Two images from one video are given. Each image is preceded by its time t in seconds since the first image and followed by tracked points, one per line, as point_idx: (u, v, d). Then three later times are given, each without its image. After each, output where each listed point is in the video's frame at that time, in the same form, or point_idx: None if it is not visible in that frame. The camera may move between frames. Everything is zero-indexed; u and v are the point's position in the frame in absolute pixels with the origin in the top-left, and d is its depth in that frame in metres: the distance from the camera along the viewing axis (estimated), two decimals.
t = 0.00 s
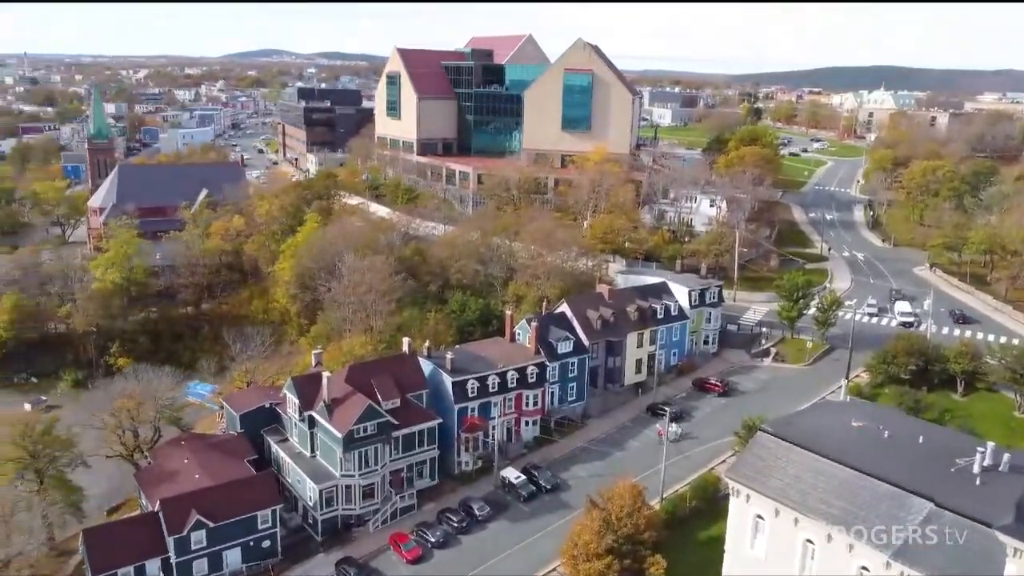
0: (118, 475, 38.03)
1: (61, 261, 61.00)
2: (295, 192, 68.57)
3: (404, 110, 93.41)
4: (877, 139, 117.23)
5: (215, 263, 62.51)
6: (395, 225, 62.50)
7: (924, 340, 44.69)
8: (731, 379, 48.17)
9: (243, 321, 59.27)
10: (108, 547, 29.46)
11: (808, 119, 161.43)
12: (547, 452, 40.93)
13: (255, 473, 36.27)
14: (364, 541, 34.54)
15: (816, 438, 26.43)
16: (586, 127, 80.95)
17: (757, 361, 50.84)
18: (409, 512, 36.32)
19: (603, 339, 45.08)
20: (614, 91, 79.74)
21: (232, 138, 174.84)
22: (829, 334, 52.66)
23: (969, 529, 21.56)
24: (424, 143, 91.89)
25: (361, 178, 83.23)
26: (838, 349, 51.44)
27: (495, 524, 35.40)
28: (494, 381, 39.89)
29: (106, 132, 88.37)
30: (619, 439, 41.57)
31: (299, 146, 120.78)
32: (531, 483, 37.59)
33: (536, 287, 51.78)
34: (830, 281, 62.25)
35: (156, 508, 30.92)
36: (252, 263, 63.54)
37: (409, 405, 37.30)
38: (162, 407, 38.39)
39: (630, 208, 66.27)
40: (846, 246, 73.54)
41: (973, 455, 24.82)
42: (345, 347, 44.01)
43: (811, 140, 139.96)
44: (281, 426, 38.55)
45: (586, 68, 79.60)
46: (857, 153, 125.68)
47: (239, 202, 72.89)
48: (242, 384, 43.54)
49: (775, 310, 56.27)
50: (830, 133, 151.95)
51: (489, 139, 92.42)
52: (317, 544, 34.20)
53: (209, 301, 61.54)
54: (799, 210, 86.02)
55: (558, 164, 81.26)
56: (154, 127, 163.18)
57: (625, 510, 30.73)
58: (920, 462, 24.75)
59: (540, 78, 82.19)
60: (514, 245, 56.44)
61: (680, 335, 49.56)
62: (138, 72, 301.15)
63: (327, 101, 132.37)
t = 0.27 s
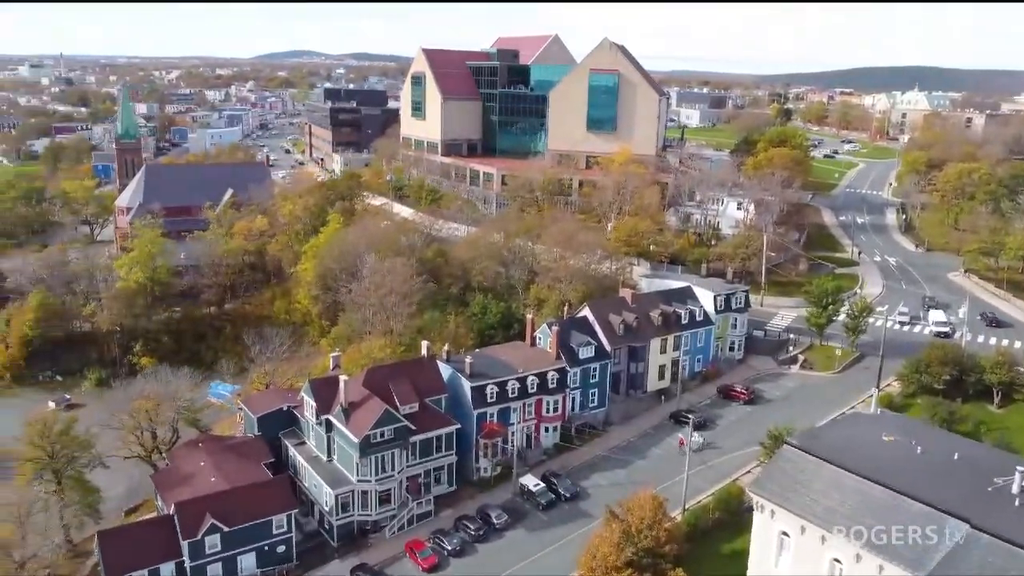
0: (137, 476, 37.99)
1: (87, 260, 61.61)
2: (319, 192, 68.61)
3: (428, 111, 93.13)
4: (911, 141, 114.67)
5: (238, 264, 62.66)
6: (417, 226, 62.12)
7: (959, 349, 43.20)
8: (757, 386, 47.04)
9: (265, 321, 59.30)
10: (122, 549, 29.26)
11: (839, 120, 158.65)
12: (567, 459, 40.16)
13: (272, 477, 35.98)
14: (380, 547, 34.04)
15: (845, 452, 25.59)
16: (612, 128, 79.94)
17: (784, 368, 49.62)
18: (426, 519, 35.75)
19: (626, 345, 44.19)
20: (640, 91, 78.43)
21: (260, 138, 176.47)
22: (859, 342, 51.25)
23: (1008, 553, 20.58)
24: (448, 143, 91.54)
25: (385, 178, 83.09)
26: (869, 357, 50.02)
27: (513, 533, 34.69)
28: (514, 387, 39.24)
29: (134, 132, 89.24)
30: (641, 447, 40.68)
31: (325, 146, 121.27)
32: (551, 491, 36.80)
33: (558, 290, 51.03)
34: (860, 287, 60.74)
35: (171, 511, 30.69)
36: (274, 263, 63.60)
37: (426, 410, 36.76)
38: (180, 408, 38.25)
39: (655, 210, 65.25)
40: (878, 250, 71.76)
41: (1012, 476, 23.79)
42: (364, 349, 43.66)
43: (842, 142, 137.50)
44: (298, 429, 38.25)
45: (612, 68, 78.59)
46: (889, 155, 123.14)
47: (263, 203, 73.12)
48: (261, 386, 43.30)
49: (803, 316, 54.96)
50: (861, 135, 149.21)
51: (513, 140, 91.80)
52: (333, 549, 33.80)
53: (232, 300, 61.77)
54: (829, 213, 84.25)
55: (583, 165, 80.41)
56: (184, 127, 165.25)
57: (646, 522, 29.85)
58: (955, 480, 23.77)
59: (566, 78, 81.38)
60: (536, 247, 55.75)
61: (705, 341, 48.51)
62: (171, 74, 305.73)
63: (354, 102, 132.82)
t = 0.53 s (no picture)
0: (156, 477, 38.01)
1: (113, 259, 62.17)
2: (342, 192, 68.55)
3: (453, 111, 92.86)
4: (946, 143, 111.94)
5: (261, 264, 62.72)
6: (439, 227, 61.73)
7: (996, 359, 41.66)
8: (783, 395, 45.88)
9: (287, 322, 59.28)
10: (136, 553, 28.84)
11: (871, 122, 155.66)
12: (587, 466, 39.40)
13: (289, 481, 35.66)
14: (396, 554, 33.57)
15: (878, 472, 25.00)
16: (638, 129, 78.89)
17: (812, 376, 48.39)
18: (443, 526, 35.19)
19: (648, 351, 43.30)
20: (667, 91, 77.30)
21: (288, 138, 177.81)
22: (890, 350, 49.83)
23: None
24: (472, 144, 91.10)
25: (409, 179, 82.86)
26: (900, 366, 48.61)
27: (531, 542, 33.96)
28: (534, 393, 38.58)
29: (162, 132, 90.03)
30: (664, 455, 39.78)
31: (350, 146, 121.56)
32: (570, 500, 36.02)
33: (580, 294, 50.25)
34: (892, 292, 59.16)
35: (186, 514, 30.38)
36: (297, 264, 63.60)
37: (444, 415, 36.23)
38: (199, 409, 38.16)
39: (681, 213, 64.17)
40: (911, 255, 69.94)
41: None
42: (383, 352, 43.30)
43: (875, 143, 134.83)
44: (315, 432, 37.94)
45: (639, 69, 77.57)
46: (923, 157, 120.35)
47: (287, 203, 73.30)
48: (279, 388, 43.21)
49: (832, 323, 53.61)
50: (894, 136, 146.28)
51: (538, 140, 91.08)
52: (349, 555, 33.39)
53: (255, 300, 61.86)
54: (860, 217, 82.41)
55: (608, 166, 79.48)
56: (213, 127, 167.03)
57: (666, 535, 29.03)
58: (991, 501, 23.60)
59: (591, 79, 80.56)
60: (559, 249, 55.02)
61: (731, 347, 47.46)
62: (203, 77, 310.27)
63: (380, 102, 133.11)
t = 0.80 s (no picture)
0: (174, 479, 37.95)
1: (139, 259, 62.65)
2: (366, 192, 68.38)
3: (477, 112, 92.37)
4: (982, 145, 109.06)
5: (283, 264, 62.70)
6: (462, 229, 61.27)
7: None
8: (811, 403, 44.70)
9: (308, 322, 59.25)
10: (150, 556, 28.50)
11: (904, 123, 152.53)
12: (608, 474, 38.58)
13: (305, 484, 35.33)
14: (412, 561, 33.07)
15: (910, 489, 24.45)
16: (664, 130, 77.83)
17: (841, 385, 47.12)
18: (460, 533, 34.61)
19: (672, 357, 42.36)
20: (694, 93, 76.25)
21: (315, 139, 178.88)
22: (923, 358, 48.36)
23: None
24: (497, 145, 90.60)
25: (432, 180, 82.59)
26: (933, 375, 47.18)
27: (549, 551, 33.17)
28: (554, 399, 37.90)
29: (188, 132, 90.68)
30: (686, 464, 38.85)
31: (376, 147, 121.83)
32: (589, 508, 35.19)
33: (603, 298, 49.43)
34: (925, 299, 57.57)
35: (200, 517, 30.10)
36: (319, 264, 63.56)
37: (462, 420, 35.65)
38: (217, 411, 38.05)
39: (708, 216, 63.04)
40: (944, 260, 68.06)
41: None
42: (402, 355, 42.95)
43: (908, 145, 131.99)
44: (333, 435, 37.61)
45: (665, 70, 76.54)
46: (958, 159, 117.47)
47: (310, 204, 73.41)
48: (296, 392, 43.30)
49: (862, 329, 52.19)
50: (928, 139, 143.15)
51: (563, 142, 90.28)
52: (364, 561, 32.97)
53: (277, 301, 61.93)
54: (892, 220, 80.51)
55: (633, 168, 78.49)
56: (242, 128, 168.60)
57: (687, 548, 28.14)
58: None
59: (617, 79, 79.62)
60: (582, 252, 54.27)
61: (757, 354, 46.36)
62: (234, 79, 314.54)
63: (406, 103, 133.11)
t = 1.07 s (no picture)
0: (191, 480, 37.83)
1: (164, 259, 63.04)
2: (389, 192, 68.13)
3: (502, 113, 91.80)
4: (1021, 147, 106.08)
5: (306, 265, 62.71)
6: (484, 230, 60.76)
7: None
8: (839, 413, 43.47)
9: (331, 323, 59.22)
10: (165, 559, 27.94)
11: (939, 125, 149.20)
12: (629, 482, 37.78)
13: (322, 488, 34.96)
14: (428, 569, 32.56)
15: (940, 507, 24.01)
16: (691, 131, 76.68)
17: (871, 395, 45.81)
18: (477, 540, 34.03)
19: (696, 363, 41.42)
20: (722, 94, 74.99)
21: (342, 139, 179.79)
22: (957, 368, 46.87)
23: None
24: (521, 146, 90.04)
25: (456, 181, 82.26)
26: (967, 385, 45.70)
27: (567, 561, 32.43)
28: (574, 405, 37.20)
29: (215, 132, 91.29)
30: (710, 474, 37.93)
31: (401, 148, 121.89)
32: (609, 518, 34.41)
33: (626, 302, 48.62)
34: (960, 306, 55.91)
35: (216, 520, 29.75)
36: (342, 265, 63.47)
37: (481, 425, 35.05)
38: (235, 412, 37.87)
39: (735, 219, 61.89)
40: (980, 266, 66.16)
41: None
42: (421, 358, 42.56)
43: (943, 147, 128.99)
44: (351, 439, 37.26)
45: (693, 70, 75.38)
46: (995, 162, 114.50)
47: (334, 204, 73.43)
48: (315, 395, 43.21)
49: (893, 337, 50.82)
50: (963, 141, 139.85)
51: (588, 143, 89.43)
52: (380, 567, 32.56)
53: (300, 301, 61.95)
54: (926, 224, 78.55)
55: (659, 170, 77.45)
56: (269, 128, 170.03)
57: (709, 562, 27.26)
58: None
59: (644, 80, 78.62)
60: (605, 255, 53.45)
61: (784, 361, 45.26)
62: (264, 80, 317.74)
63: (431, 103, 133.05)
